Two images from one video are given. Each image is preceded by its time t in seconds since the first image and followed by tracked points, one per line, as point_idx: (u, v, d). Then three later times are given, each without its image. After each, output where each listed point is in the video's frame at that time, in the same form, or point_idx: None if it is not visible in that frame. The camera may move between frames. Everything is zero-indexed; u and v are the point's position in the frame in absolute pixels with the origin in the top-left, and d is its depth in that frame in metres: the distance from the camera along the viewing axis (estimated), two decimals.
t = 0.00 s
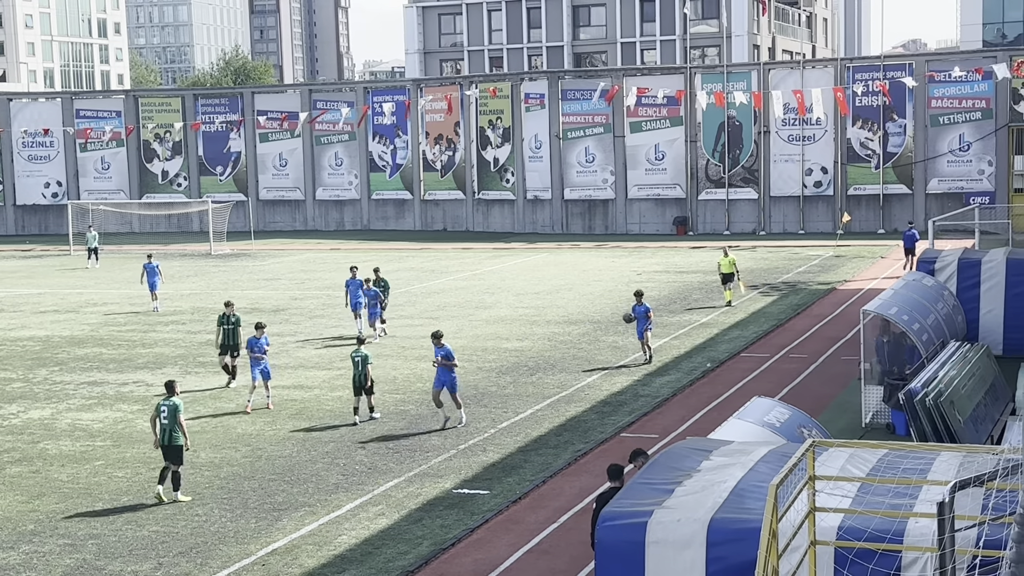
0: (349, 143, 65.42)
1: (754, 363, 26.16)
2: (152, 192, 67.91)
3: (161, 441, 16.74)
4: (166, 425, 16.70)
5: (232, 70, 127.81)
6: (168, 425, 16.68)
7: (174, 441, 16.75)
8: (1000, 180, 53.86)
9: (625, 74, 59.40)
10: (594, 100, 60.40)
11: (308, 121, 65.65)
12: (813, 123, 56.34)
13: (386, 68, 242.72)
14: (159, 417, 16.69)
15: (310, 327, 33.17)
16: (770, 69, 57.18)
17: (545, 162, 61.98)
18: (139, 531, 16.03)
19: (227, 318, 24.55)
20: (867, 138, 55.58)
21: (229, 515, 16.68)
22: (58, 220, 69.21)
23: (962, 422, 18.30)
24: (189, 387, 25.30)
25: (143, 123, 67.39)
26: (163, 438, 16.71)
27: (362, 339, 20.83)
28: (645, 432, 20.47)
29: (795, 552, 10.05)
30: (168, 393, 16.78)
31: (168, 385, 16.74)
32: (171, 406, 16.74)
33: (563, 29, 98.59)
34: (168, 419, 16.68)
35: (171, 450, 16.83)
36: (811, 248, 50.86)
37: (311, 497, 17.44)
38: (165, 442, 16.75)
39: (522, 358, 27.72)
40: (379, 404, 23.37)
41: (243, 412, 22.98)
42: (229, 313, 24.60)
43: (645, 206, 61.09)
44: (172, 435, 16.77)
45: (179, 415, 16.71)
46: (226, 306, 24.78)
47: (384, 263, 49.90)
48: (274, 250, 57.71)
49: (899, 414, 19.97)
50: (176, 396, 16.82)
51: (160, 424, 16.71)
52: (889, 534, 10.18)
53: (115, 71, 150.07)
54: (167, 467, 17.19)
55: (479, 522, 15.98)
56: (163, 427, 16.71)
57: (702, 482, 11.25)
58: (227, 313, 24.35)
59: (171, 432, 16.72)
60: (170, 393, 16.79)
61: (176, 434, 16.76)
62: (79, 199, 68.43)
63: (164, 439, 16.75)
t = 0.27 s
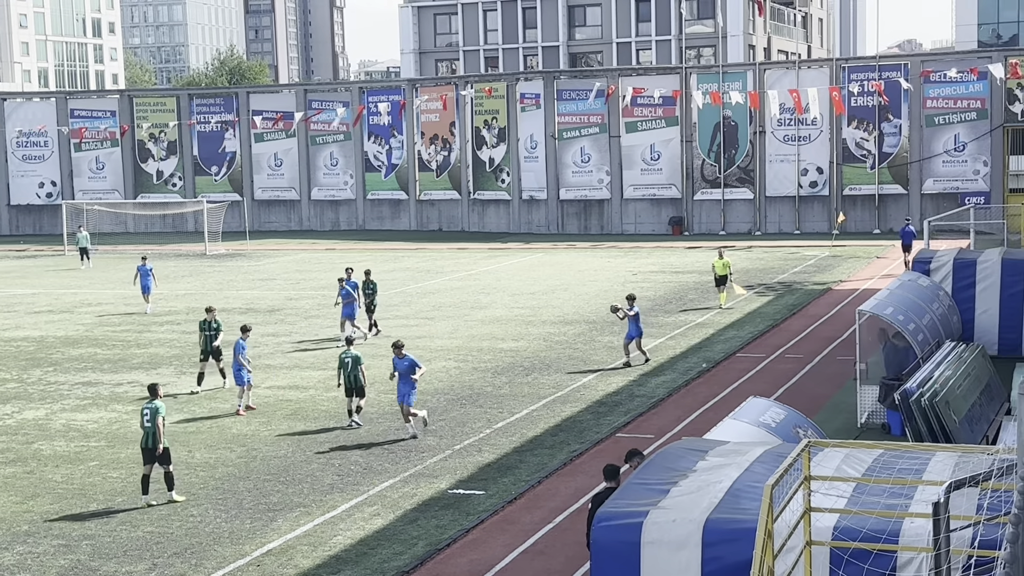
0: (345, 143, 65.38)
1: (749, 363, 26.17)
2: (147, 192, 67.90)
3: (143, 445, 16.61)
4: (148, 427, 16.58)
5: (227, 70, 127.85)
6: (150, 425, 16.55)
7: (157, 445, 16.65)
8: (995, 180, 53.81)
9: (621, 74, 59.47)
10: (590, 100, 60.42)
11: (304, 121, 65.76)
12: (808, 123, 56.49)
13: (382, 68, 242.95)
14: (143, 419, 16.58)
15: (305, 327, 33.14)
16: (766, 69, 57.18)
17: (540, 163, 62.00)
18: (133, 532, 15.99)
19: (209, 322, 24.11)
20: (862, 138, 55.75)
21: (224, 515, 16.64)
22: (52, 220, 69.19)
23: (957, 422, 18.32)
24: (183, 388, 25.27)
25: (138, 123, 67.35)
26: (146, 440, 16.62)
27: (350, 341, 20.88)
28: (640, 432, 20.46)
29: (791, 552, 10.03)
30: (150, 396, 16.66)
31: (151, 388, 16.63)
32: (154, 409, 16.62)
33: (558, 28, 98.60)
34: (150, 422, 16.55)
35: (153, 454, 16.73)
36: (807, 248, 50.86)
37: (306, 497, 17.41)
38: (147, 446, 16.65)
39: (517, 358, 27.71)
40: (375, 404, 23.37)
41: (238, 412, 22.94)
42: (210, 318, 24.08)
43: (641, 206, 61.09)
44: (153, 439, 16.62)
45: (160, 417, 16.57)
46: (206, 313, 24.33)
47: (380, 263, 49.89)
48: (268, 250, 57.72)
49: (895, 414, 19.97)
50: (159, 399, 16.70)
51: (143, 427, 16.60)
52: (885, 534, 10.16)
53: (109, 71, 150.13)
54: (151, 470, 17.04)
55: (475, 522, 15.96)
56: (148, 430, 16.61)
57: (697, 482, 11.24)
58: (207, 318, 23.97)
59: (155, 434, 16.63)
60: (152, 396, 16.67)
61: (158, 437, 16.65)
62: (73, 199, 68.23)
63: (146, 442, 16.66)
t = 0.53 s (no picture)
0: (345, 143, 65.42)
1: (749, 363, 26.17)
2: (147, 193, 67.82)
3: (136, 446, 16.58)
4: (142, 428, 16.50)
5: (227, 70, 127.88)
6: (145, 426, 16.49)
7: (150, 446, 16.58)
8: (995, 180, 53.83)
9: (621, 74, 59.54)
10: (589, 100, 60.47)
11: (304, 121, 65.74)
12: (808, 123, 56.49)
13: (381, 69, 243.29)
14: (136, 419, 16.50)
15: (305, 327, 33.14)
16: (765, 69, 57.12)
17: (540, 163, 61.97)
18: (134, 532, 16.00)
19: (197, 324, 24.01)
20: (862, 138, 55.72)
21: (224, 516, 16.65)
22: (53, 220, 69.17)
23: (957, 422, 18.33)
24: (183, 388, 25.28)
25: (138, 124, 67.34)
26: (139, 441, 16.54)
27: (349, 345, 20.41)
28: (640, 432, 20.47)
29: (790, 552, 10.04)
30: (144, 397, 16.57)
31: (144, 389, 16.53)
32: (148, 410, 16.53)
33: (558, 29, 98.60)
34: (144, 423, 16.47)
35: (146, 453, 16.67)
36: (807, 248, 50.85)
37: (306, 497, 17.42)
38: (141, 446, 16.58)
39: (517, 358, 27.73)
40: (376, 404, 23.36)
41: (238, 412, 22.95)
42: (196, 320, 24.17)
43: (641, 206, 61.08)
44: (147, 439, 16.57)
45: (155, 418, 16.51)
46: (192, 316, 24.56)
47: (380, 264, 49.91)
48: (268, 250, 57.74)
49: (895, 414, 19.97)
50: (152, 400, 16.60)
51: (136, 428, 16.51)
52: (885, 534, 10.17)
53: (109, 72, 150.43)
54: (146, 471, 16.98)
55: (475, 522, 15.96)
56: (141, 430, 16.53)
57: (697, 482, 11.24)
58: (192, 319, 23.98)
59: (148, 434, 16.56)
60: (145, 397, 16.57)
61: (151, 438, 16.58)
62: (73, 199, 68.21)
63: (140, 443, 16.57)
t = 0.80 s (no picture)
0: (352, 143, 65.50)
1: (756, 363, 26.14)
2: (155, 193, 67.99)
3: (131, 445, 16.54)
4: (142, 427, 16.49)
5: (234, 70, 128.32)
6: (144, 427, 16.49)
7: (147, 446, 16.53)
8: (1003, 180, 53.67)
9: (628, 73, 59.56)
10: (596, 100, 60.42)
11: (311, 121, 65.81)
12: (816, 122, 56.38)
13: (389, 69, 243.56)
14: (135, 418, 16.50)
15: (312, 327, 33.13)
16: (773, 68, 57.05)
17: (547, 163, 61.99)
18: (142, 532, 16.04)
19: (193, 331, 23.56)
20: (870, 137, 55.60)
21: (231, 515, 16.67)
22: (61, 220, 69.32)
23: (966, 421, 18.28)
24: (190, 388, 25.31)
25: (145, 123, 67.37)
26: (138, 439, 16.49)
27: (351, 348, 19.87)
28: (647, 432, 20.46)
29: (798, 553, 10.04)
30: (146, 398, 16.63)
31: (148, 391, 16.64)
32: (149, 410, 16.58)
33: (565, 29, 98.52)
34: (145, 423, 16.49)
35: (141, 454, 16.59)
36: (815, 248, 50.77)
37: (313, 497, 17.43)
38: (138, 446, 16.51)
39: (524, 358, 27.72)
40: (383, 404, 23.37)
41: (246, 413, 22.96)
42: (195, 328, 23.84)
43: (647, 205, 61.08)
44: (146, 439, 16.53)
45: (157, 420, 16.55)
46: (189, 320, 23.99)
47: (387, 264, 49.95)
48: (275, 250, 57.85)
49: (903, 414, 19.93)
50: (155, 402, 16.68)
51: (136, 427, 16.48)
52: (892, 534, 10.17)
53: (117, 72, 150.91)
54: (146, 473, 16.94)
55: (482, 522, 15.96)
56: (141, 429, 16.51)
57: (705, 482, 11.23)
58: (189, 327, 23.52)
59: (146, 434, 16.53)
60: (148, 398, 16.61)
61: (149, 440, 16.54)
62: (81, 200, 68.48)
63: (138, 441, 16.50)
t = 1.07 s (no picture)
0: (365, 143, 65.54)
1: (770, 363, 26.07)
2: (170, 193, 68.24)
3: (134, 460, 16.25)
4: (142, 440, 16.17)
5: (248, 71, 128.79)
6: (145, 437, 16.18)
7: (151, 458, 16.26)
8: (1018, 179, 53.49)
9: (642, 73, 59.52)
10: (610, 100, 60.27)
11: (324, 121, 66.05)
12: (829, 122, 56.25)
13: (402, 69, 243.89)
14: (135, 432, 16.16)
15: (325, 327, 33.19)
16: (786, 67, 57.07)
17: (560, 163, 61.96)
18: (156, 531, 16.10)
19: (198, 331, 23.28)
20: (884, 136, 55.40)
21: (245, 515, 16.72)
22: (75, 221, 69.38)
23: (980, 421, 18.23)
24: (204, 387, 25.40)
25: (160, 123, 67.62)
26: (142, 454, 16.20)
27: (358, 350, 19.81)
28: (660, 432, 20.43)
29: (812, 552, 10.03)
30: (140, 409, 16.18)
31: (139, 401, 16.13)
32: (144, 422, 16.20)
33: (578, 28, 98.49)
34: (144, 435, 16.16)
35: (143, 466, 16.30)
36: (828, 248, 50.64)
37: (327, 497, 17.47)
38: (140, 459, 16.23)
39: (537, 358, 27.71)
40: (396, 404, 23.38)
41: (259, 412, 23.02)
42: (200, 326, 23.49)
43: (661, 205, 61.01)
44: (149, 451, 16.23)
45: (156, 431, 16.21)
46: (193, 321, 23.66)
47: (400, 264, 50.00)
48: (288, 250, 57.98)
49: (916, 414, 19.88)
50: (148, 411, 16.27)
51: (136, 441, 16.15)
52: (906, 534, 10.16)
53: (131, 73, 151.89)
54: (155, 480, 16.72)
55: (495, 522, 15.97)
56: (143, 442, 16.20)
57: (717, 482, 11.22)
58: (194, 327, 23.24)
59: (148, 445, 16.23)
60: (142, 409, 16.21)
61: (153, 450, 16.25)
62: (96, 200, 68.76)
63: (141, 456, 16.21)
